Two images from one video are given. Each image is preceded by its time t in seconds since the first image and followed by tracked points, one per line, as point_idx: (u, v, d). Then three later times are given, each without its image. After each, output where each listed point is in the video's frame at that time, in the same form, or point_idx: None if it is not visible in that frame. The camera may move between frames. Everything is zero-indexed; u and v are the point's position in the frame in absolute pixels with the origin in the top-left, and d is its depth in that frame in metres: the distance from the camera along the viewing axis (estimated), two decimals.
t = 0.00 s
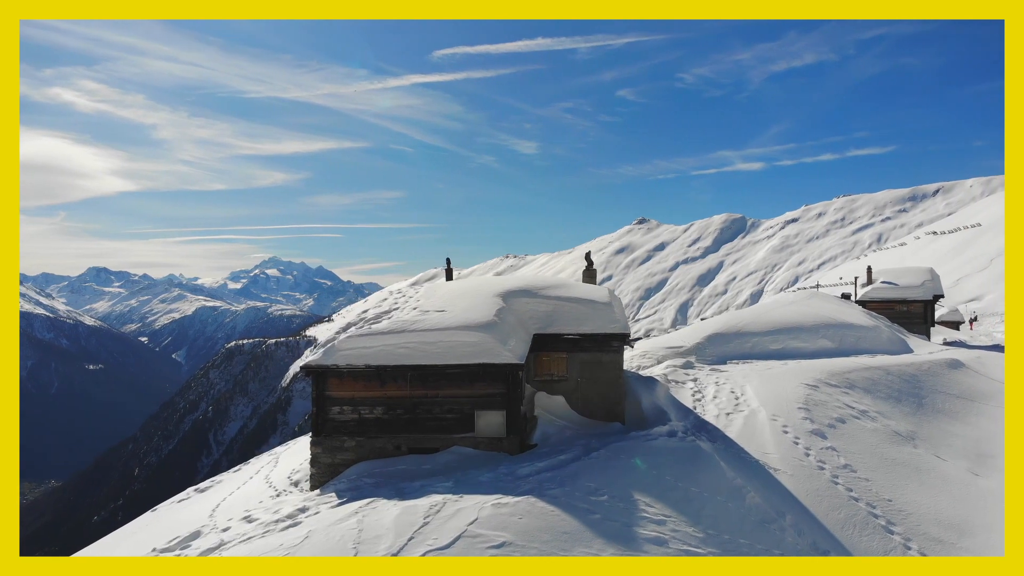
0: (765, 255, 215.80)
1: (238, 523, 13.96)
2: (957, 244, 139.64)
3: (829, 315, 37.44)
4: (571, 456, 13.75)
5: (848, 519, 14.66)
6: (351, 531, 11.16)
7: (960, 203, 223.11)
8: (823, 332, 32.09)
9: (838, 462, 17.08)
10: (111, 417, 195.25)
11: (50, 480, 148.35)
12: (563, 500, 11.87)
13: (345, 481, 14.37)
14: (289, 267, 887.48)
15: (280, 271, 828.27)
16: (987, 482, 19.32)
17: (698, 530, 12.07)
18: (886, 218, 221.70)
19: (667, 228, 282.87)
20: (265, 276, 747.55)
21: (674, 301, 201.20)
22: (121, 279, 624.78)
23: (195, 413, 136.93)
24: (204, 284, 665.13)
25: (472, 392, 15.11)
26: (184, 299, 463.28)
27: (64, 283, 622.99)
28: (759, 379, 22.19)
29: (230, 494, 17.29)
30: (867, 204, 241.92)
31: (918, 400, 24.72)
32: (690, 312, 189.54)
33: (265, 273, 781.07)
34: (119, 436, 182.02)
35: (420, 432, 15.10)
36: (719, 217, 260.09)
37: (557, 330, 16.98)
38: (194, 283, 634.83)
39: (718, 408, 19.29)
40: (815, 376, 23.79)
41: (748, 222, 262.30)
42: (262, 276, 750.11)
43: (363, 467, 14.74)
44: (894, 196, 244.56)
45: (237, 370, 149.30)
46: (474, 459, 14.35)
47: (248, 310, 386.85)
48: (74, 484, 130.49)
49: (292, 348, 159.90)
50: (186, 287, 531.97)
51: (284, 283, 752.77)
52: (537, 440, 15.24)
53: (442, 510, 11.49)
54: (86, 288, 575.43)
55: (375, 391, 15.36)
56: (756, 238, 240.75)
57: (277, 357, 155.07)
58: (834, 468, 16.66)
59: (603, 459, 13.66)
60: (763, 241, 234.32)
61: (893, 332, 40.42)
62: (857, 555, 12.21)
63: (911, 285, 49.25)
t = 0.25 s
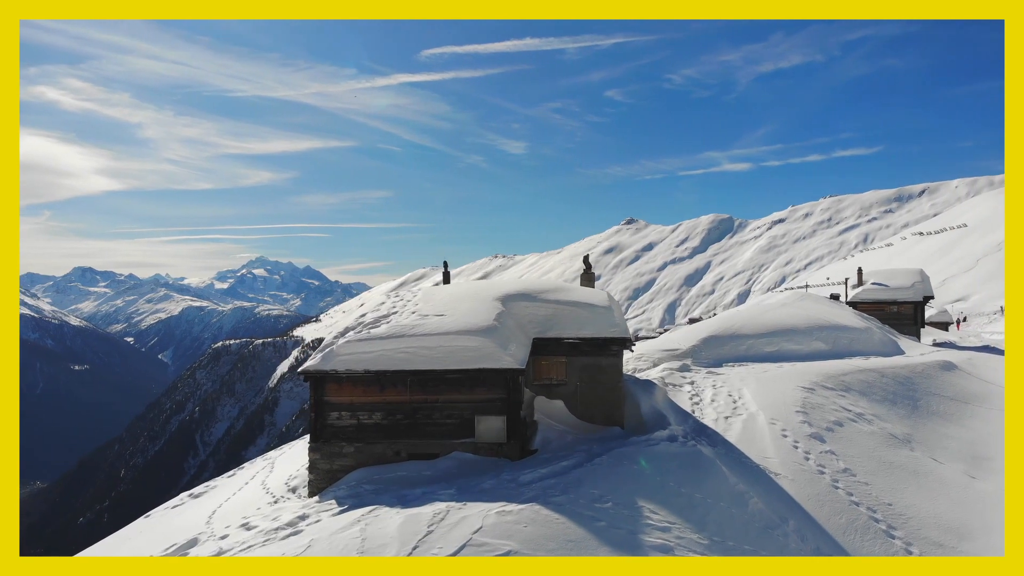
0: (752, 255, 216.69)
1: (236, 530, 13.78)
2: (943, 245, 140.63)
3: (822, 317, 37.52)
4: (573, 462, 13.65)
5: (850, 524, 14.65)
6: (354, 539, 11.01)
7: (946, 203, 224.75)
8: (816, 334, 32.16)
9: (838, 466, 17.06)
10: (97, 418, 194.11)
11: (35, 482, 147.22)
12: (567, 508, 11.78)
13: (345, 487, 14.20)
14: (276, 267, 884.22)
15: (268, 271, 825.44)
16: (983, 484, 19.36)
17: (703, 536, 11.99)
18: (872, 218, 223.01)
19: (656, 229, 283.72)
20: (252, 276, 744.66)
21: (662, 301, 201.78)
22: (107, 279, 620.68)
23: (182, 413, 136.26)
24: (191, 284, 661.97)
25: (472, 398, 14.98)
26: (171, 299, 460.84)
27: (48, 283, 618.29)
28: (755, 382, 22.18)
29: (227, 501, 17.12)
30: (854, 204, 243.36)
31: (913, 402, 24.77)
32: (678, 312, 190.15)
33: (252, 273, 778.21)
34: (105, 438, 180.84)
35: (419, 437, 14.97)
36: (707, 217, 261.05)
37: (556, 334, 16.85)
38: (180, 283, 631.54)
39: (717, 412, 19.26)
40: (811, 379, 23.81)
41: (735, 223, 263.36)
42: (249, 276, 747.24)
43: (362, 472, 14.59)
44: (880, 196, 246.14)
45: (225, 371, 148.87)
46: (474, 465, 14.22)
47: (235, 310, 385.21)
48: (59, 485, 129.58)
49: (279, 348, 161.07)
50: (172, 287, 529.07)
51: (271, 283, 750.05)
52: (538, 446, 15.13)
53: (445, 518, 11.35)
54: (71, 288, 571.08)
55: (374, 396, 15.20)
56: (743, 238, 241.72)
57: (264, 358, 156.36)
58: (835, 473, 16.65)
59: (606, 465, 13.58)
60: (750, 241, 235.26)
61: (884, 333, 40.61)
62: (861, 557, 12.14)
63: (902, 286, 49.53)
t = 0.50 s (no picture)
0: (740, 255, 217.39)
1: (234, 536, 13.60)
2: (929, 245, 141.55)
3: (814, 319, 37.63)
4: (574, 468, 13.57)
5: (851, 528, 14.64)
6: (357, 548, 10.84)
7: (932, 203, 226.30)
8: (810, 336, 32.25)
9: (836, 468, 17.10)
10: (83, 419, 192.77)
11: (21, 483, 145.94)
12: (570, 513, 11.71)
13: (344, 493, 14.09)
14: (264, 267, 880.88)
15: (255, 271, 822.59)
16: (979, 486, 19.46)
17: (707, 541, 11.93)
18: (859, 219, 224.33)
19: (644, 229, 284.50)
20: (240, 276, 741.57)
21: (650, 301, 202.25)
22: (93, 279, 616.67)
23: (168, 414, 135.40)
24: (178, 284, 658.64)
25: (472, 403, 14.90)
26: (157, 299, 458.37)
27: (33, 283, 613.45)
28: (752, 385, 22.18)
29: (223, 505, 16.98)
30: (841, 204, 244.76)
31: (908, 404, 24.85)
32: (667, 312, 190.66)
33: (240, 272, 775.46)
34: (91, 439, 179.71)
35: (418, 442, 14.88)
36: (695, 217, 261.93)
37: (556, 338, 16.71)
38: (167, 283, 628.20)
39: (716, 415, 19.21)
40: (807, 381, 23.86)
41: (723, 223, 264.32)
42: (237, 276, 745.11)
43: (362, 478, 14.48)
44: (867, 197, 247.64)
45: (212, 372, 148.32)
46: (475, 470, 14.14)
47: (222, 311, 383.44)
48: (45, 487, 128.52)
49: (267, 348, 161.12)
50: (159, 287, 526.37)
51: (259, 283, 747.59)
52: (538, 450, 15.05)
53: (449, 524, 11.28)
54: (57, 287, 566.99)
55: (372, 401, 15.09)
56: (731, 238, 242.58)
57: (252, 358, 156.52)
58: (833, 476, 16.68)
59: (608, 469, 13.54)
60: (738, 241, 236.11)
61: (876, 335, 40.76)
62: (859, 557, 12.12)
63: (893, 287, 49.82)
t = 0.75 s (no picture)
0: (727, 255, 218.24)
1: (233, 543, 13.45)
2: (914, 246, 142.48)
3: (806, 321, 37.79)
4: (577, 473, 13.49)
5: (852, 532, 14.66)
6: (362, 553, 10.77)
7: (917, 205, 228.06)
8: (804, 338, 32.32)
9: (835, 472, 17.12)
10: (68, 420, 191.08)
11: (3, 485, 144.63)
12: (574, 520, 11.65)
13: (345, 499, 13.95)
14: (249, 267, 876.74)
15: (241, 271, 818.35)
16: (975, 488, 19.52)
17: (711, 547, 11.88)
18: (845, 219, 225.71)
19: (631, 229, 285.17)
20: (225, 276, 737.86)
21: (638, 301, 202.87)
22: (77, 278, 611.65)
23: (154, 415, 134.54)
24: (163, 284, 654.38)
25: (472, 407, 14.80)
26: (142, 299, 455.38)
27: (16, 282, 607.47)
28: (749, 388, 22.20)
29: (220, 511, 16.81)
30: (827, 205, 246.21)
31: (902, 406, 24.95)
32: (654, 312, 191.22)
33: (226, 272, 771.53)
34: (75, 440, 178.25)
35: (418, 447, 14.76)
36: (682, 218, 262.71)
37: (556, 342, 16.63)
38: (151, 283, 624.61)
39: (714, 419, 19.21)
40: (801, 383, 23.92)
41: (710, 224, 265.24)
42: (222, 276, 741.33)
43: (361, 484, 14.35)
44: (853, 198, 249.18)
45: (198, 373, 147.73)
46: (476, 475, 14.05)
47: (208, 311, 381.29)
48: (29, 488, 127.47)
49: (253, 348, 160.99)
50: (145, 287, 522.72)
51: (245, 283, 743.90)
52: (539, 455, 14.98)
53: (454, 531, 11.19)
54: (40, 287, 561.99)
55: (371, 406, 14.96)
56: (718, 238, 243.47)
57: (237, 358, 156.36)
58: (832, 479, 16.70)
59: (610, 475, 13.48)
60: (725, 241, 236.95)
61: (867, 336, 40.95)
62: (863, 558, 12.10)
63: (882, 289, 50.05)
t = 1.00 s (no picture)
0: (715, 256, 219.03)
1: (232, 549, 13.34)
2: (901, 247, 143.18)
3: (799, 323, 37.94)
4: (580, 479, 13.47)
5: (853, 535, 14.68)
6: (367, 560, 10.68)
7: (904, 205, 229.60)
8: (798, 340, 32.41)
9: (834, 476, 17.15)
10: (54, 420, 189.74)
11: None
12: (578, 526, 11.60)
13: (345, 504, 13.84)
14: (236, 267, 872.80)
15: (228, 270, 814.88)
16: (971, 490, 19.62)
17: (714, 553, 11.84)
18: (832, 220, 226.96)
19: (620, 229, 285.76)
20: (213, 276, 734.55)
21: (626, 301, 203.38)
22: (62, 278, 607.27)
23: (140, 415, 133.79)
24: (149, 284, 650.75)
25: (473, 411, 14.73)
26: (129, 300, 452.71)
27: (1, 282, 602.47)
28: (745, 390, 22.23)
29: (218, 516, 16.66)
30: (814, 206, 247.49)
31: (896, 408, 25.05)
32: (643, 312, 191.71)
33: (213, 272, 768.15)
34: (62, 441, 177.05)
35: (418, 451, 14.68)
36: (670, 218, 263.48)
37: (556, 346, 16.54)
38: (138, 283, 621.05)
39: (712, 422, 19.23)
40: (797, 386, 23.97)
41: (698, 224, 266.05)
42: (209, 275, 738.10)
43: (362, 489, 14.26)
44: (840, 198, 250.54)
45: (185, 374, 147.17)
46: (477, 480, 14.01)
47: (195, 311, 379.48)
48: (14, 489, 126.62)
49: (240, 349, 160.90)
50: (131, 287, 519.59)
51: (232, 283, 740.59)
52: (540, 460, 14.91)
53: (459, 538, 11.12)
54: (24, 287, 557.47)
55: (371, 410, 14.88)
56: (706, 238, 244.30)
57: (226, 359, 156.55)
58: (832, 482, 16.73)
59: (613, 480, 13.44)
60: (713, 242, 237.71)
61: (859, 338, 41.14)
62: (864, 559, 12.15)
63: (873, 290, 50.30)
